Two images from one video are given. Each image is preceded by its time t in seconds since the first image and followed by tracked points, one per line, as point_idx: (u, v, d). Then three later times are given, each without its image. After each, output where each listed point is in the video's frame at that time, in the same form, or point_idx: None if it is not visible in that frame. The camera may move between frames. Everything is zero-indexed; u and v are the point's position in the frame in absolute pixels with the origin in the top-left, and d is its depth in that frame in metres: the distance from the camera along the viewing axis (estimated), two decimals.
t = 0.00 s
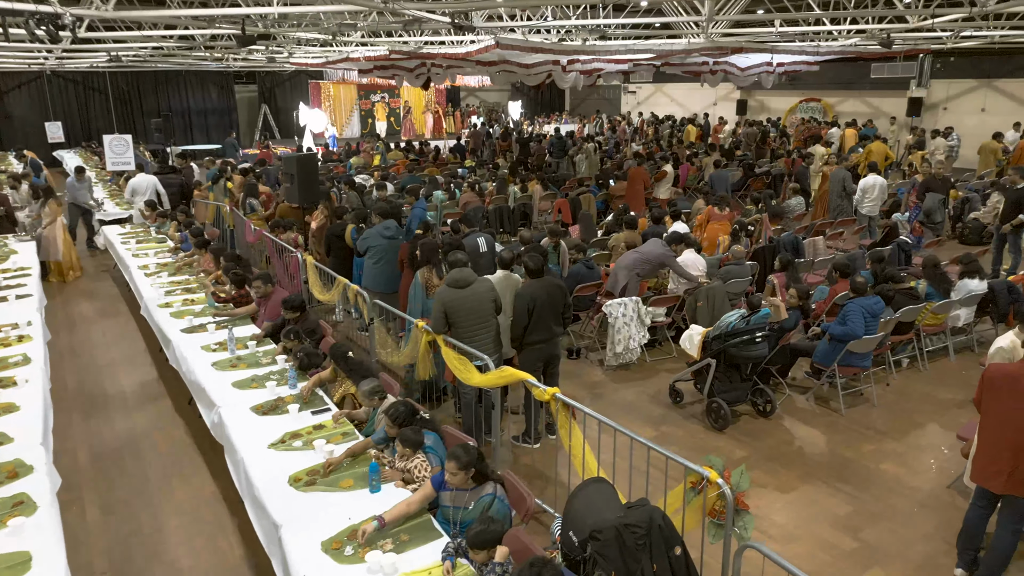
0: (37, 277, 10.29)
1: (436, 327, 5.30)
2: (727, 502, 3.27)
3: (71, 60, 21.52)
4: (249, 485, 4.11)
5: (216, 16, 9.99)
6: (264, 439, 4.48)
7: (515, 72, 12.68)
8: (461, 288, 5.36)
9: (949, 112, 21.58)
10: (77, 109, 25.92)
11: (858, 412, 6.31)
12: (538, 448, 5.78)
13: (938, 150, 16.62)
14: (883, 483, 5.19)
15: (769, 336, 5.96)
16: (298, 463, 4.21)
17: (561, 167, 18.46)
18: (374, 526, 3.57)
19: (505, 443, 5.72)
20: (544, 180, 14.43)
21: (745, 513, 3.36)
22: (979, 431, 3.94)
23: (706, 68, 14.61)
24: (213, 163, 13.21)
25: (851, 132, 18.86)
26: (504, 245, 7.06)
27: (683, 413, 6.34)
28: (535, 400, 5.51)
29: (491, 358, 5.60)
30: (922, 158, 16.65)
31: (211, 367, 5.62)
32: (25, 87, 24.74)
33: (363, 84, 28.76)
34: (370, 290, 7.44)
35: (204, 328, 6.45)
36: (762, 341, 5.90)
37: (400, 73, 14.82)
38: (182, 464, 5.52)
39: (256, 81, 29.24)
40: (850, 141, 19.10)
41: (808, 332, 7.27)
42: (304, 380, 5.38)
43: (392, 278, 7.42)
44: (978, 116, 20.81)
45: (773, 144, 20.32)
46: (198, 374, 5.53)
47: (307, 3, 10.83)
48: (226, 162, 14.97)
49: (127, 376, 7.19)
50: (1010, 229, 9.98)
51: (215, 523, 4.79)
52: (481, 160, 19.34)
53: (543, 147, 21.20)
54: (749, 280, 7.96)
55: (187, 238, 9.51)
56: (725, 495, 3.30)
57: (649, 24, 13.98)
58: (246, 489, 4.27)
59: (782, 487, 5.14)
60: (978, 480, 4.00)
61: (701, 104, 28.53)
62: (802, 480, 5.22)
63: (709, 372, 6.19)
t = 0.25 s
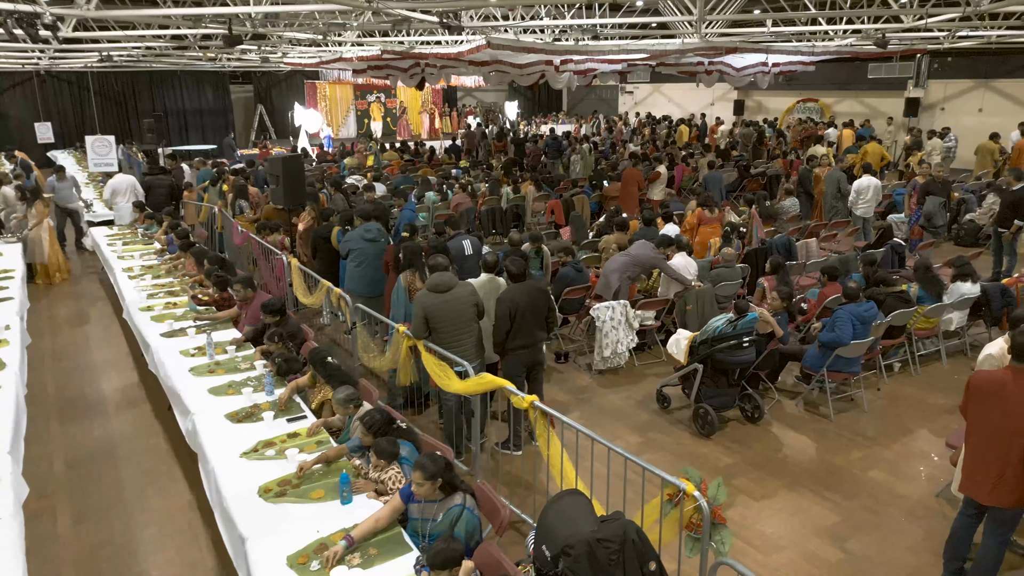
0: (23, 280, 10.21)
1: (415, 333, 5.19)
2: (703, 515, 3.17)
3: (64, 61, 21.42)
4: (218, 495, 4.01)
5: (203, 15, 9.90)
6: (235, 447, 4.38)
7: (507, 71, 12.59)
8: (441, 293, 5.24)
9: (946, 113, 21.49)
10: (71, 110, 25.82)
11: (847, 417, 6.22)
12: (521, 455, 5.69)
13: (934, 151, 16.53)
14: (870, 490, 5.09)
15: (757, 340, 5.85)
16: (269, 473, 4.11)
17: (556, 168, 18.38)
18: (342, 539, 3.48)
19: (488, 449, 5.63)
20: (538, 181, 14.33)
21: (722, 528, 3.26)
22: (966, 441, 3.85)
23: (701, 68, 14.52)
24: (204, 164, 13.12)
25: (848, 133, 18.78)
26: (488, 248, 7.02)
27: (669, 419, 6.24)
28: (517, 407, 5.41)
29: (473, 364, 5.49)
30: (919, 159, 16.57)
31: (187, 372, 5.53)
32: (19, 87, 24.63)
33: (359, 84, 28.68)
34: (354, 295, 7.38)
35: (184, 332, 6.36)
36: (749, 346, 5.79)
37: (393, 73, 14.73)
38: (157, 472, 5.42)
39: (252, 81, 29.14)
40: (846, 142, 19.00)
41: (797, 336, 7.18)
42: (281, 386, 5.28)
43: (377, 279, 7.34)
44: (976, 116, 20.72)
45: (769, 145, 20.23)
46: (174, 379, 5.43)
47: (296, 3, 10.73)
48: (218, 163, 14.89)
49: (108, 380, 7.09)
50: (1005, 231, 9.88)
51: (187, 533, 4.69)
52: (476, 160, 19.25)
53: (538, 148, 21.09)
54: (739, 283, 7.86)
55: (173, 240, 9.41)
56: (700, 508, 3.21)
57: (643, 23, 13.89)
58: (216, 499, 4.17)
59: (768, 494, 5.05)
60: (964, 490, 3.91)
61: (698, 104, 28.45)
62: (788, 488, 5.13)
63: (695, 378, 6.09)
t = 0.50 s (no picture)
0: (9, 281, 10.12)
1: (395, 338, 5.09)
2: (678, 530, 3.08)
3: (58, 61, 21.31)
4: (188, 506, 3.92)
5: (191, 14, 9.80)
6: (208, 456, 4.29)
7: (500, 71, 12.50)
8: (422, 297, 5.14)
9: (943, 113, 21.38)
10: (65, 110, 25.70)
11: (837, 423, 6.13)
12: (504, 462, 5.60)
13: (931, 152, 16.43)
14: (856, 498, 5.00)
15: (744, 345, 5.75)
16: (241, 483, 4.01)
17: (551, 169, 18.28)
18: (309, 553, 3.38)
19: (472, 456, 5.52)
20: (531, 182, 14.24)
21: (698, 542, 3.17)
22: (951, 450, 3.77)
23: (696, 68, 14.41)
24: (195, 164, 13.03)
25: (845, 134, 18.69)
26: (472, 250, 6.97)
27: (656, 424, 6.15)
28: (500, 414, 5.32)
29: (455, 370, 5.39)
30: (915, 159, 16.48)
31: (165, 377, 5.43)
32: (13, 87, 24.51)
33: (355, 84, 28.59)
34: (337, 298, 7.39)
35: (164, 336, 6.26)
36: (737, 352, 5.70)
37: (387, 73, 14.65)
38: (133, 480, 5.33)
39: (248, 81, 29.04)
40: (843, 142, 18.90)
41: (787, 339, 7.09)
42: (259, 392, 5.19)
43: (360, 282, 7.39)
44: (973, 116, 20.62)
45: (766, 145, 20.14)
46: (151, 385, 5.34)
47: (284, 2, 10.63)
48: (210, 163, 14.79)
49: (88, 385, 6.99)
50: (999, 233, 9.80)
51: (160, 543, 4.59)
52: (471, 161, 19.14)
53: (534, 148, 21.00)
54: (729, 286, 7.76)
55: (159, 241, 9.32)
56: (676, 522, 3.11)
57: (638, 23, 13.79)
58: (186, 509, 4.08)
59: (752, 503, 4.96)
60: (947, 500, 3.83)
61: (695, 104, 28.36)
62: (774, 496, 5.04)
63: (682, 383, 6.00)
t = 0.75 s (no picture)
0: None
1: (376, 343, 4.99)
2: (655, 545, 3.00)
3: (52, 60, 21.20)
4: (157, 517, 3.82)
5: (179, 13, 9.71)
6: (180, 465, 4.19)
7: (493, 71, 12.40)
8: (402, 302, 5.04)
9: (941, 113, 21.28)
10: (60, 109, 25.57)
11: (827, 429, 6.03)
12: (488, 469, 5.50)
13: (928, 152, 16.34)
14: (845, 507, 4.90)
15: (733, 350, 5.66)
16: (212, 493, 3.91)
17: (546, 170, 18.18)
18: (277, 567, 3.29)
19: (453, 464, 5.39)
20: (525, 182, 14.14)
21: (675, 558, 3.09)
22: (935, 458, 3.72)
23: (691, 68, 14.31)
24: (186, 165, 12.93)
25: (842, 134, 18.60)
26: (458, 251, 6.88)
27: (644, 430, 6.05)
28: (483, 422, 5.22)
29: (436, 375, 5.28)
30: (912, 160, 16.38)
31: (142, 383, 5.34)
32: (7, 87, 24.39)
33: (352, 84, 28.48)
34: (321, 301, 7.34)
35: (144, 340, 6.16)
36: (725, 356, 5.60)
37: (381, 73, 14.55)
38: (109, 488, 5.22)
39: (244, 81, 28.93)
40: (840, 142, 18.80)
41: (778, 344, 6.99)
42: (237, 398, 5.08)
43: (346, 285, 7.34)
44: (971, 117, 20.52)
45: (763, 146, 20.03)
46: (127, 391, 5.24)
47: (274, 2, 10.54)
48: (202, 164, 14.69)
49: (69, 389, 6.89)
50: (993, 235, 9.73)
51: (133, 554, 4.49)
52: (465, 161, 19.03)
53: (530, 148, 20.90)
54: (721, 289, 7.66)
55: (146, 243, 9.22)
56: (653, 538, 3.02)
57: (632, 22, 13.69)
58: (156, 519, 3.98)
59: (740, 512, 4.87)
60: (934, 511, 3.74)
61: (692, 104, 28.26)
62: (761, 505, 4.95)
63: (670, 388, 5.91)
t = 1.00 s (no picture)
0: None
1: (356, 348, 4.89)
2: (633, 562, 2.91)
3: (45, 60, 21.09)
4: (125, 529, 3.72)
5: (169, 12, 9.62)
6: (153, 475, 4.09)
7: (487, 71, 12.32)
8: (384, 306, 4.94)
9: (939, 114, 21.18)
10: (54, 109, 25.47)
11: (819, 436, 5.93)
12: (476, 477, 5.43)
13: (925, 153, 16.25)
14: (836, 517, 4.80)
15: (722, 355, 5.56)
16: (183, 504, 3.81)
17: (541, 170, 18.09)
18: None
19: (437, 470, 5.27)
20: (519, 183, 14.05)
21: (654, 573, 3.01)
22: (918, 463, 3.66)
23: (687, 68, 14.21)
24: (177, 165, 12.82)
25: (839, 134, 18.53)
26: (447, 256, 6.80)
27: (633, 437, 5.96)
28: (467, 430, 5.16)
29: (419, 381, 5.18)
30: (909, 161, 16.29)
31: (119, 388, 5.24)
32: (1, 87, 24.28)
33: (348, 84, 28.39)
34: (306, 304, 7.27)
35: (125, 344, 6.06)
36: (714, 361, 5.51)
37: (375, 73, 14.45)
38: (84, 497, 5.12)
39: (240, 81, 28.84)
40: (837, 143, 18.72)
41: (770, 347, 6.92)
42: (216, 403, 4.98)
43: (330, 289, 7.28)
44: (969, 117, 20.43)
45: (759, 146, 19.93)
46: (103, 397, 5.14)
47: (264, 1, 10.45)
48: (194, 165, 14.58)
49: (51, 394, 6.80)
50: (989, 236, 9.64)
51: (106, 564, 4.40)
52: (460, 161, 18.92)
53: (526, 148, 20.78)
54: (712, 293, 7.57)
55: (133, 245, 9.12)
56: (631, 554, 2.92)
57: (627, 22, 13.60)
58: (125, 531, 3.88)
59: (728, 521, 4.78)
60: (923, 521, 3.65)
61: (690, 104, 28.16)
62: (749, 514, 4.85)
63: (659, 393, 5.81)
